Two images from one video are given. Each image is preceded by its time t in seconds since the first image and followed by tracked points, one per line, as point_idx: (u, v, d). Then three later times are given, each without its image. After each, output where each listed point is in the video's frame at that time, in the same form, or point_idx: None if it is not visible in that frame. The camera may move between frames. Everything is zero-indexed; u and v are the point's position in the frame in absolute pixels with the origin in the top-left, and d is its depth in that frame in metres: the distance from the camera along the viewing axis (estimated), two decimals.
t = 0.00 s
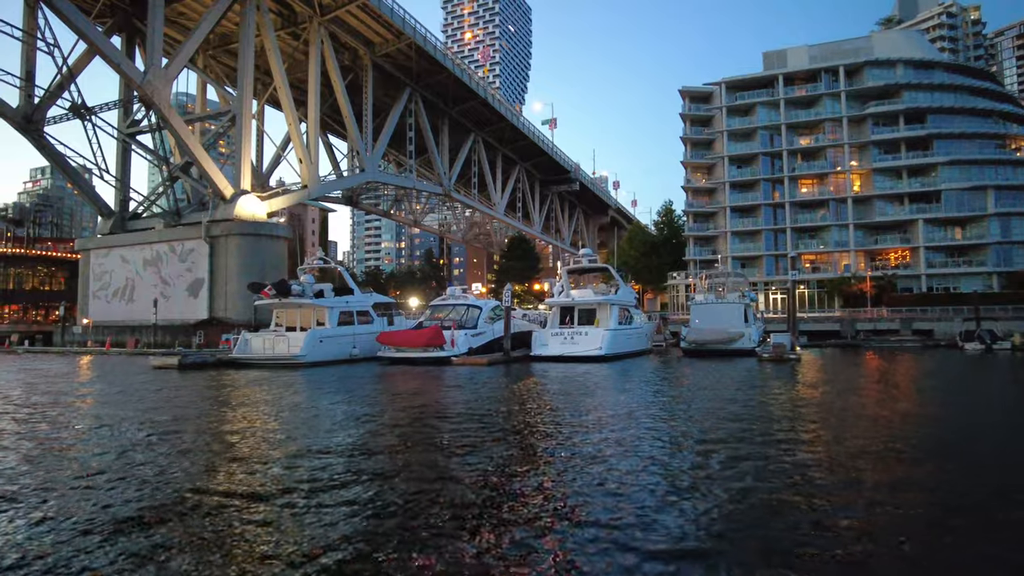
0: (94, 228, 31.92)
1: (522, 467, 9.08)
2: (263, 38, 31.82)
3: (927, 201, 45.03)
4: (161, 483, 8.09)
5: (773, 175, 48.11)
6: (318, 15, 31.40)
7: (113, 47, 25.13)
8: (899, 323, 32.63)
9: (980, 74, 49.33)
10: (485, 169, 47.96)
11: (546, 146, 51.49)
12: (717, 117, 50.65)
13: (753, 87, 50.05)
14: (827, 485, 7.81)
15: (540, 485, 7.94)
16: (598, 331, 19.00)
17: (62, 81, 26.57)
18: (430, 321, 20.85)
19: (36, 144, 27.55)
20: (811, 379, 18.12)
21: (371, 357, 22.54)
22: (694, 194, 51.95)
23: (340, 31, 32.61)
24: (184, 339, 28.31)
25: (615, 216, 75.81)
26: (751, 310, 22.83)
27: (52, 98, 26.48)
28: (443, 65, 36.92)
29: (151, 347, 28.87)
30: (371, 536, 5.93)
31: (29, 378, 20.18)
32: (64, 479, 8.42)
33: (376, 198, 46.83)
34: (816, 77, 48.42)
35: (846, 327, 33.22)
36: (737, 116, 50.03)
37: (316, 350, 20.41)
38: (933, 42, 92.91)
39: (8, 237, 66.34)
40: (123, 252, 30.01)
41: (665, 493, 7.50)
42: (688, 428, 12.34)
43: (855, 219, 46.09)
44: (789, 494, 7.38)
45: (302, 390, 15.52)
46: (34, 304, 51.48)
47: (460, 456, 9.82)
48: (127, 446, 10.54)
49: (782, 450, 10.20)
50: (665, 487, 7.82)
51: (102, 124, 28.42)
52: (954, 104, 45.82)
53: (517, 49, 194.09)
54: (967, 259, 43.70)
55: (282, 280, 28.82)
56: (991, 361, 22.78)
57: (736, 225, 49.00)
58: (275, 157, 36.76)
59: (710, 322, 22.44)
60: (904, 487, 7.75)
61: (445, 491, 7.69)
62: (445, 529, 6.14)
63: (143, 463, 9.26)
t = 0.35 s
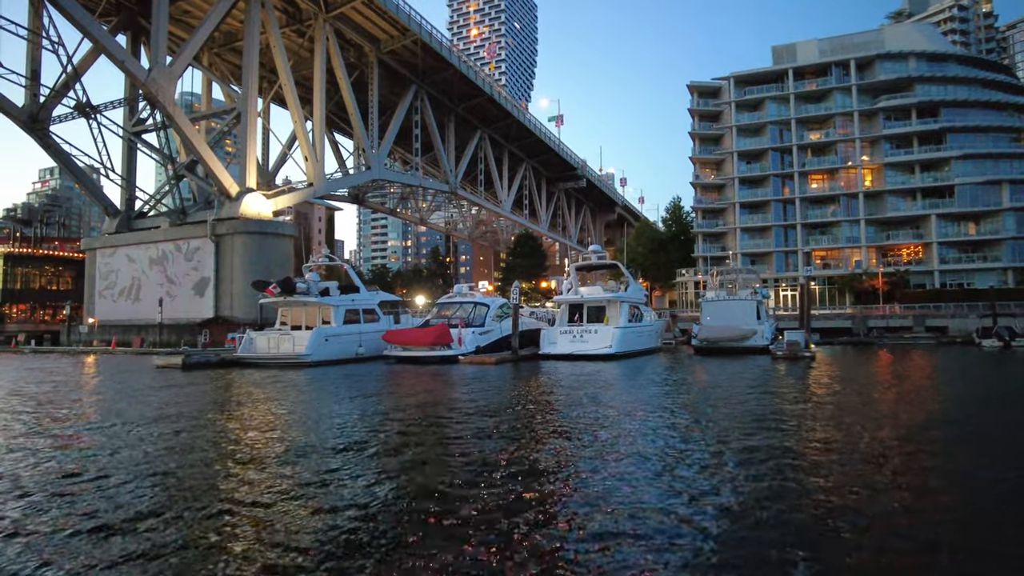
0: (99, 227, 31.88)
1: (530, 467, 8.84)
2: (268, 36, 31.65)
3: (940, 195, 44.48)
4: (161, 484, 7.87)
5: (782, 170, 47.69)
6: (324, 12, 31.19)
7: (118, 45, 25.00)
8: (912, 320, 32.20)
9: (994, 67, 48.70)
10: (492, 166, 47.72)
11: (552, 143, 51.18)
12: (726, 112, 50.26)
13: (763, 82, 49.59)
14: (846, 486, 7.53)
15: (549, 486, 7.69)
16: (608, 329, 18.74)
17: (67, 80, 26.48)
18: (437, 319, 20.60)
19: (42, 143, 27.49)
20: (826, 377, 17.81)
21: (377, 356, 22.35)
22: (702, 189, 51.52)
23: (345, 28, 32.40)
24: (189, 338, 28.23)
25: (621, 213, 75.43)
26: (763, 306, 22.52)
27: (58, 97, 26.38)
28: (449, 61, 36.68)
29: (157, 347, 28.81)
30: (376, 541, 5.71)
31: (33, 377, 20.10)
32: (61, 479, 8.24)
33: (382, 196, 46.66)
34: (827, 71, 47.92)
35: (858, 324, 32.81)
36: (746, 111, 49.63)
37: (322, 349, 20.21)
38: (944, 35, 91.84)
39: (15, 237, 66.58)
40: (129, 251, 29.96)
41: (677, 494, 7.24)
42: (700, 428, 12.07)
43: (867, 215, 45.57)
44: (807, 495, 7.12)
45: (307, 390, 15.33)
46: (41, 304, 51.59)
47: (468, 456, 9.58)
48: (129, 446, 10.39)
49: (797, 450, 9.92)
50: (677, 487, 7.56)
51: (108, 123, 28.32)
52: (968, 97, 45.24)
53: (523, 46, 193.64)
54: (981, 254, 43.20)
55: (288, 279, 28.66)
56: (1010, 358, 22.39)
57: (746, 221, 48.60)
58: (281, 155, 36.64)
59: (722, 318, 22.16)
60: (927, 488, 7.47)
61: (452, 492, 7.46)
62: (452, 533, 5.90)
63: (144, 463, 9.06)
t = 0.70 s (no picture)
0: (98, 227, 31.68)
1: (535, 470, 8.59)
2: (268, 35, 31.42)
3: (946, 194, 44.21)
4: (157, 489, 7.63)
5: (786, 169, 47.45)
6: (324, 10, 30.92)
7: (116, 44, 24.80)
8: (918, 320, 31.98)
9: (1000, 65, 48.40)
10: (493, 166, 47.49)
11: (554, 142, 50.95)
12: (729, 111, 50.03)
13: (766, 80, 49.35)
14: (862, 489, 7.26)
15: (556, 490, 7.44)
16: (614, 330, 18.50)
17: (65, 79, 26.25)
18: (439, 320, 20.36)
19: (40, 143, 27.26)
20: (834, 378, 17.57)
21: (378, 358, 22.12)
22: (705, 189, 51.29)
23: (345, 26, 32.15)
24: (188, 339, 28.01)
25: (623, 213, 75.20)
26: (770, 307, 22.25)
27: (56, 96, 26.15)
28: (450, 60, 36.43)
29: (156, 348, 28.60)
30: (378, 550, 5.46)
31: (31, 379, 19.90)
32: (52, 484, 7.98)
33: (383, 196, 46.46)
34: (830, 70, 47.67)
35: (863, 324, 32.58)
36: (749, 110, 49.39)
37: (322, 350, 19.98)
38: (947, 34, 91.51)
39: (15, 237, 66.49)
40: (128, 251, 29.76)
41: (687, 498, 6.98)
42: (707, 430, 11.79)
43: (871, 214, 45.34)
44: (823, 500, 6.86)
45: (307, 392, 15.07)
46: (40, 304, 51.44)
47: (472, 459, 9.33)
48: (125, 448, 10.18)
49: (809, 453, 9.64)
50: (687, 491, 7.30)
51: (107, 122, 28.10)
52: (974, 95, 44.95)
53: (524, 46, 193.47)
54: (988, 254, 42.92)
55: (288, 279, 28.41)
56: (1021, 358, 22.10)
57: (750, 221, 48.35)
58: (282, 155, 36.42)
59: (728, 319, 21.92)
60: (947, 492, 7.19)
61: (457, 496, 7.22)
62: (457, 543, 5.65)
63: (140, 467, 8.82)
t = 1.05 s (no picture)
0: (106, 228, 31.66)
1: (548, 476, 8.35)
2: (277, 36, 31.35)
3: (960, 198, 43.73)
4: (163, 493, 7.43)
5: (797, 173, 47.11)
6: (332, 12, 30.82)
7: (125, 44, 24.76)
8: (933, 325, 31.60)
9: (1015, 67, 47.88)
10: (501, 168, 47.32)
11: (562, 145, 50.76)
12: (739, 113, 49.74)
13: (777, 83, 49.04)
14: (888, 498, 6.97)
15: (569, 496, 7.21)
16: (627, 334, 18.26)
17: (74, 81, 26.21)
18: (448, 323, 20.15)
19: (49, 143, 27.22)
20: (851, 384, 17.27)
21: (387, 361, 21.93)
22: (715, 192, 50.97)
23: (354, 28, 32.04)
24: (195, 340, 27.91)
25: (631, 216, 74.89)
26: (784, 311, 21.97)
27: (65, 97, 26.12)
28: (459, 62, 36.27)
29: (163, 349, 28.52)
30: (389, 565, 5.22)
31: (38, 380, 19.83)
32: (54, 487, 7.78)
33: (391, 198, 46.36)
34: (842, 72, 47.30)
35: (877, 329, 32.19)
36: (760, 112, 49.07)
37: (330, 353, 19.79)
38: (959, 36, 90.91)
39: (25, 238, 66.74)
40: (135, 253, 29.71)
41: (707, 506, 6.72)
42: (724, 436, 11.52)
43: (884, 218, 44.94)
44: (847, 509, 6.56)
45: (315, 396, 14.87)
46: (49, 305, 51.56)
47: (485, 465, 9.10)
48: (130, 450, 10.04)
49: (827, 458, 9.40)
50: (703, 498, 7.06)
51: (115, 123, 28.07)
52: (989, 97, 44.47)
53: (532, 48, 193.63)
54: (1003, 258, 42.39)
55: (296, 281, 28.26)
56: None
57: (760, 224, 47.98)
58: (290, 157, 36.33)
59: (742, 323, 21.63)
60: (978, 502, 6.89)
61: (471, 503, 6.98)
62: (467, 553, 5.47)
63: (145, 470, 8.62)
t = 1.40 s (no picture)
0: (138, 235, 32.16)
1: (579, 485, 8.06)
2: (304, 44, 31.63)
3: (1002, 199, 42.37)
4: (189, 497, 7.33)
5: (830, 175, 46.16)
6: (359, 19, 31.01)
7: (157, 54, 25.15)
8: (975, 331, 30.54)
9: None
10: (527, 173, 47.17)
11: (588, 149, 50.42)
12: (770, 115, 48.96)
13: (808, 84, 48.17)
14: (945, 511, 6.54)
15: (602, 506, 6.90)
16: (659, 340, 17.86)
17: (108, 90, 26.67)
18: (475, 329, 19.94)
19: (83, 152, 27.72)
20: (893, 391, 16.67)
21: (414, 367, 21.80)
22: (745, 195, 50.16)
23: (380, 34, 32.16)
24: (224, 345, 28.17)
25: (658, 220, 74.16)
26: (821, 316, 21.35)
27: (100, 107, 26.58)
28: (484, 68, 36.22)
29: (192, 354, 28.85)
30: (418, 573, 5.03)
31: (71, 385, 20.11)
32: (78, 492, 7.69)
33: (416, 204, 46.47)
34: (876, 71, 46.25)
35: (916, 335, 31.21)
36: (791, 114, 48.22)
37: (358, 359, 19.71)
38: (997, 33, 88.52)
39: (60, 246, 68.34)
40: (166, 259, 30.09)
41: (749, 518, 6.36)
42: (762, 445, 11.07)
43: (921, 220, 43.76)
44: (900, 524, 6.16)
45: (341, 402, 14.74)
46: (83, 311, 52.53)
47: (514, 472, 8.85)
48: (158, 455, 10.01)
49: (871, 466, 8.99)
50: (742, 507, 6.76)
51: (147, 131, 28.47)
52: None
53: (556, 54, 193.70)
54: None
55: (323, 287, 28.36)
56: None
57: (792, 228, 47.05)
58: (317, 164, 36.58)
59: (777, 329, 21.09)
60: None
61: (501, 511, 6.73)
62: (499, 558, 5.31)
63: (170, 475, 8.52)
